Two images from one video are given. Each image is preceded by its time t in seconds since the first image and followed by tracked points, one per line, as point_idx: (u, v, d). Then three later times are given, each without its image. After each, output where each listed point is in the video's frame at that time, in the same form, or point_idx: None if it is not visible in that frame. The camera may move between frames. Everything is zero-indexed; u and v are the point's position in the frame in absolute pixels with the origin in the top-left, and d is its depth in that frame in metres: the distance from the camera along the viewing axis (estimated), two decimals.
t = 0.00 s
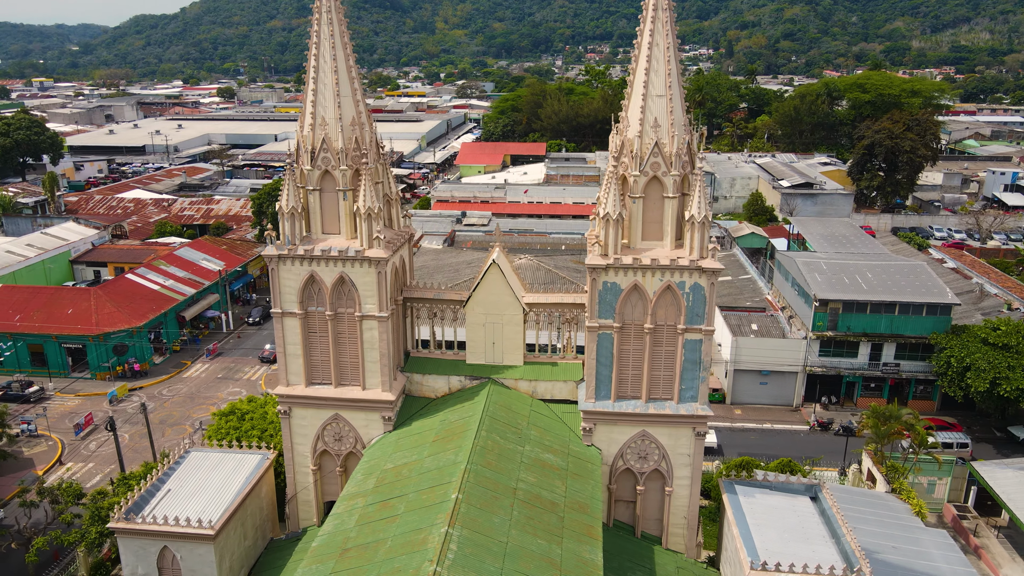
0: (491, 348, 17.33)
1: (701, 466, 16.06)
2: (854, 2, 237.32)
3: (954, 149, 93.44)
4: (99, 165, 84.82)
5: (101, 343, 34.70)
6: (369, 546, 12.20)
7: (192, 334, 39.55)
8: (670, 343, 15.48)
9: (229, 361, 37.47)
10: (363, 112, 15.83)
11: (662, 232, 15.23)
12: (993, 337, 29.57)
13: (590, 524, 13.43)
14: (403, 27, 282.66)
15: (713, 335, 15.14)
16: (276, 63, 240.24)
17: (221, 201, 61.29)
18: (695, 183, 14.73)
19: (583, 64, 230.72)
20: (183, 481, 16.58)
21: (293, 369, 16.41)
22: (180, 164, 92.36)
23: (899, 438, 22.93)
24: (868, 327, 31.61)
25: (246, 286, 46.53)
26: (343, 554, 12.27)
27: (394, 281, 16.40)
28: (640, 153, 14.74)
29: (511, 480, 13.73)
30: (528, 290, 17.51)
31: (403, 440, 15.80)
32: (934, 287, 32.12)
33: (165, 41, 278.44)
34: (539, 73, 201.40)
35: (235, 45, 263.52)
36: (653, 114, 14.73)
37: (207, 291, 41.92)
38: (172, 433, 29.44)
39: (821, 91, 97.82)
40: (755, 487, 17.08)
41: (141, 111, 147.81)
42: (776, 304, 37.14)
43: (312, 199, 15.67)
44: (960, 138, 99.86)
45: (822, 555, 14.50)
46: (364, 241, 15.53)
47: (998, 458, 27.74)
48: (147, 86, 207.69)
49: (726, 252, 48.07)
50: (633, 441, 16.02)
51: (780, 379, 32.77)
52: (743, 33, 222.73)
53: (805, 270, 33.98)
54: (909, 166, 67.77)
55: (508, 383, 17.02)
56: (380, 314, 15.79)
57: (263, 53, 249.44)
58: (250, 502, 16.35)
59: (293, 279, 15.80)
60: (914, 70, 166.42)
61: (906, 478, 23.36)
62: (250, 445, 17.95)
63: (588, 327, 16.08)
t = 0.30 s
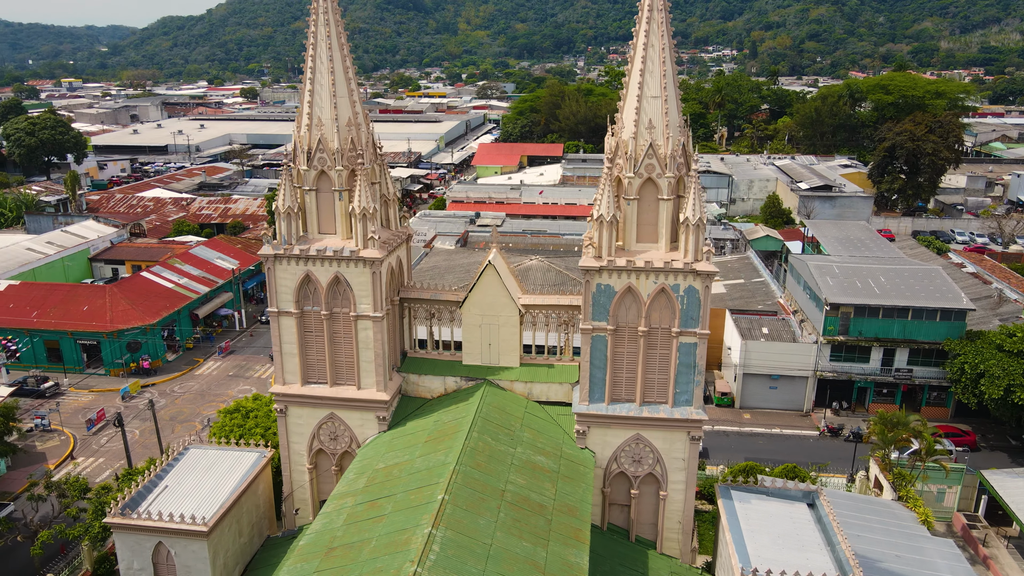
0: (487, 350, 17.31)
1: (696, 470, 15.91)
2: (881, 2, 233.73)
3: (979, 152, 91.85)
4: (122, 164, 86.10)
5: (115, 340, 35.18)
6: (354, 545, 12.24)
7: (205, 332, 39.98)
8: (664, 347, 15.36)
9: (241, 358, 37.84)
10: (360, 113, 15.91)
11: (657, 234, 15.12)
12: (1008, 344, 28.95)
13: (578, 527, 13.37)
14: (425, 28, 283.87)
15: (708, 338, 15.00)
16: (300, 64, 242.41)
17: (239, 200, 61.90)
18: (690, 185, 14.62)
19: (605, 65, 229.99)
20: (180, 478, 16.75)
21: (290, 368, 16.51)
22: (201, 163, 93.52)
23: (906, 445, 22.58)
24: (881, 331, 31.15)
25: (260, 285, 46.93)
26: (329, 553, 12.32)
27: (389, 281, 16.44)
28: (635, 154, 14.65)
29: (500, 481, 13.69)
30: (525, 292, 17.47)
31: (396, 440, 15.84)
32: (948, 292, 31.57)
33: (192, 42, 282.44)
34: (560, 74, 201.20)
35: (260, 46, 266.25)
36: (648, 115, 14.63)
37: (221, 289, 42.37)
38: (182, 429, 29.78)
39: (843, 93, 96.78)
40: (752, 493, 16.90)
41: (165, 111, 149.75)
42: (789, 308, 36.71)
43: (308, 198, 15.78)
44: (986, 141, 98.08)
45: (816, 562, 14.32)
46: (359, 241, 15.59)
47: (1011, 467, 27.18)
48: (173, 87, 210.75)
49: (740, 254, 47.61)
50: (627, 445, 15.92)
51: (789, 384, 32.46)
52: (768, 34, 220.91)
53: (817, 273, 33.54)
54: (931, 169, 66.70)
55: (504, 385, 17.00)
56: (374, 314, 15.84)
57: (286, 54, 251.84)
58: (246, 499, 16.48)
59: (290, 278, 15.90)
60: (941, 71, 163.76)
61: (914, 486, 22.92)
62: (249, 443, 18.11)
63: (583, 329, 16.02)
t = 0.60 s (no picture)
0: (484, 351, 17.30)
1: (691, 475, 15.77)
2: (911, 3, 229.91)
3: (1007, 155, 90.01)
4: (146, 163, 87.46)
5: (130, 336, 35.64)
6: (339, 545, 12.28)
7: (219, 330, 40.42)
8: (658, 350, 15.23)
9: (253, 357, 38.18)
10: (357, 113, 15.95)
11: (652, 237, 15.00)
12: None
13: (565, 531, 13.31)
14: (449, 29, 284.79)
15: (702, 343, 14.85)
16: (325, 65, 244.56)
17: (257, 200, 62.49)
18: (685, 187, 14.48)
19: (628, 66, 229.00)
20: (178, 474, 16.93)
21: (286, 366, 16.62)
22: (223, 163, 94.60)
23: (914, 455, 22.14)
24: (894, 337, 30.66)
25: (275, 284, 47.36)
26: (313, 552, 12.37)
27: (385, 281, 16.49)
28: (630, 156, 14.53)
29: (488, 483, 13.65)
30: (522, 294, 17.43)
31: (389, 440, 15.88)
32: (965, 298, 30.97)
33: (219, 44, 286.33)
34: (583, 75, 200.83)
35: (285, 47, 268.98)
36: (643, 116, 14.52)
37: (235, 288, 42.82)
38: (192, 426, 30.12)
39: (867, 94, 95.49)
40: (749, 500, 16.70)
41: (191, 111, 151.72)
42: (802, 312, 36.27)
43: (305, 199, 15.87)
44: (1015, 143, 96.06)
45: (810, 571, 14.11)
46: (354, 241, 15.65)
47: None
48: (201, 87, 213.73)
49: (756, 258, 47.11)
50: (621, 449, 15.81)
51: (800, 389, 32.08)
52: (794, 35, 218.41)
53: (829, 277, 33.10)
54: (956, 172, 65.44)
55: (500, 386, 16.97)
56: (369, 314, 15.89)
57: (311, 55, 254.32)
58: (242, 497, 16.63)
59: (286, 277, 16.00)
60: (972, 72, 160.81)
61: (922, 495, 22.30)
62: (248, 441, 18.25)
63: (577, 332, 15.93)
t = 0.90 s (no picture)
0: (480, 353, 17.26)
1: (685, 481, 15.62)
2: (942, 3, 225.79)
3: None
4: (169, 163, 88.74)
5: (145, 334, 36.12)
6: (325, 544, 12.35)
7: (233, 328, 40.85)
8: (652, 354, 15.12)
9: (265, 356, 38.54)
10: (355, 114, 16.05)
11: (647, 240, 14.88)
12: None
13: (553, 535, 13.25)
14: (473, 31, 285.42)
15: (696, 347, 14.71)
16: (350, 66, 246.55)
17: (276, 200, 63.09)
18: (680, 190, 14.36)
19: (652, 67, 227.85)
20: (177, 471, 17.13)
21: (283, 366, 16.73)
22: (245, 163, 95.70)
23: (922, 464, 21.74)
24: (908, 343, 30.09)
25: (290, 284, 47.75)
26: (300, 551, 12.44)
27: (381, 282, 16.53)
28: (624, 158, 14.43)
29: (477, 485, 13.64)
30: (520, 296, 17.37)
31: (384, 440, 15.95)
32: (981, 304, 30.36)
33: (246, 45, 289.93)
34: (606, 77, 200.21)
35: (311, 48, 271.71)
36: (637, 119, 14.41)
37: (250, 287, 43.23)
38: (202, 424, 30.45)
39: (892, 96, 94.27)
40: (746, 507, 16.54)
41: (216, 112, 153.65)
42: (815, 317, 35.76)
43: (302, 199, 15.97)
44: None
45: None
46: (350, 242, 15.72)
47: None
48: (228, 88, 216.56)
49: (772, 261, 46.58)
50: (615, 452, 15.71)
51: (812, 395, 31.70)
52: (822, 36, 215.81)
53: (842, 282, 32.60)
54: (981, 175, 64.07)
55: (496, 389, 16.95)
56: (365, 314, 15.94)
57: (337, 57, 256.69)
58: (239, 494, 16.78)
59: (283, 277, 16.12)
60: (1004, 74, 157.54)
61: (931, 504, 21.87)
62: (247, 439, 18.41)
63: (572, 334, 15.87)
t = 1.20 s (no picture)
0: (478, 355, 17.23)
1: (681, 487, 15.43)
2: (976, 4, 221.63)
3: None
4: (193, 163, 90.00)
5: (161, 332, 36.59)
6: (312, 544, 12.39)
7: (248, 327, 41.29)
8: (647, 359, 14.97)
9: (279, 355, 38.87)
10: (354, 116, 16.12)
11: (643, 244, 14.76)
12: None
13: (541, 539, 13.18)
14: (499, 33, 286.09)
15: (692, 352, 14.53)
16: (375, 68, 248.67)
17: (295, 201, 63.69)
18: (676, 193, 14.21)
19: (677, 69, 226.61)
20: (177, 468, 17.29)
21: (282, 366, 16.84)
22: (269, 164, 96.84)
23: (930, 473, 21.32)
24: (924, 351, 29.53)
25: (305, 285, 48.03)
26: (287, 550, 12.49)
27: (379, 283, 16.58)
28: (620, 161, 14.33)
29: (466, 488, 13.61)
30: (518, 298, 17.32)
31: (378, 441, 15.99)
32: (1000, 311, 29.70)
33: (274, 48, 293.88)
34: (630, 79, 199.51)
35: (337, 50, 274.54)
36: (633, 121, 14.32)
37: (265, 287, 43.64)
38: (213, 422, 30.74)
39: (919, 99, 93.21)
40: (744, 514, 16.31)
41: (242, 113, 155.62)
42: (831, 323, 35.23)
43: (301, 200, 16.08)
44: None
45: None
46: (347, 243, 15.80)
47: None
48: (255, 90, 219.39)
49: (789, 266, 45.99)
50: (610, 457, 15.59)
51: (825, 402, 31.22)
52: (851, 38, 212.99)
53: (857, 287, 32.08)
54: (1009, 180, 62.68)
55: (493, 392, 16.92)
56: (361, 315, 16.00)
57: (363, 59, 259.00)
58: (237, 492, 16.91)
59: (282, 278, 16.23)
60: None
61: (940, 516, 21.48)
62: (248, 438, 18.53)
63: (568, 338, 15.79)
